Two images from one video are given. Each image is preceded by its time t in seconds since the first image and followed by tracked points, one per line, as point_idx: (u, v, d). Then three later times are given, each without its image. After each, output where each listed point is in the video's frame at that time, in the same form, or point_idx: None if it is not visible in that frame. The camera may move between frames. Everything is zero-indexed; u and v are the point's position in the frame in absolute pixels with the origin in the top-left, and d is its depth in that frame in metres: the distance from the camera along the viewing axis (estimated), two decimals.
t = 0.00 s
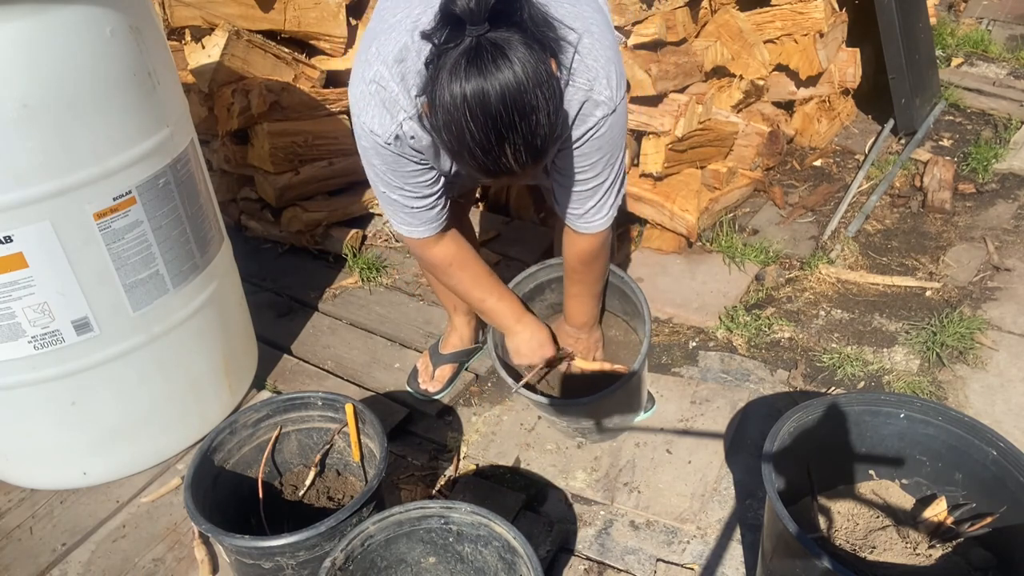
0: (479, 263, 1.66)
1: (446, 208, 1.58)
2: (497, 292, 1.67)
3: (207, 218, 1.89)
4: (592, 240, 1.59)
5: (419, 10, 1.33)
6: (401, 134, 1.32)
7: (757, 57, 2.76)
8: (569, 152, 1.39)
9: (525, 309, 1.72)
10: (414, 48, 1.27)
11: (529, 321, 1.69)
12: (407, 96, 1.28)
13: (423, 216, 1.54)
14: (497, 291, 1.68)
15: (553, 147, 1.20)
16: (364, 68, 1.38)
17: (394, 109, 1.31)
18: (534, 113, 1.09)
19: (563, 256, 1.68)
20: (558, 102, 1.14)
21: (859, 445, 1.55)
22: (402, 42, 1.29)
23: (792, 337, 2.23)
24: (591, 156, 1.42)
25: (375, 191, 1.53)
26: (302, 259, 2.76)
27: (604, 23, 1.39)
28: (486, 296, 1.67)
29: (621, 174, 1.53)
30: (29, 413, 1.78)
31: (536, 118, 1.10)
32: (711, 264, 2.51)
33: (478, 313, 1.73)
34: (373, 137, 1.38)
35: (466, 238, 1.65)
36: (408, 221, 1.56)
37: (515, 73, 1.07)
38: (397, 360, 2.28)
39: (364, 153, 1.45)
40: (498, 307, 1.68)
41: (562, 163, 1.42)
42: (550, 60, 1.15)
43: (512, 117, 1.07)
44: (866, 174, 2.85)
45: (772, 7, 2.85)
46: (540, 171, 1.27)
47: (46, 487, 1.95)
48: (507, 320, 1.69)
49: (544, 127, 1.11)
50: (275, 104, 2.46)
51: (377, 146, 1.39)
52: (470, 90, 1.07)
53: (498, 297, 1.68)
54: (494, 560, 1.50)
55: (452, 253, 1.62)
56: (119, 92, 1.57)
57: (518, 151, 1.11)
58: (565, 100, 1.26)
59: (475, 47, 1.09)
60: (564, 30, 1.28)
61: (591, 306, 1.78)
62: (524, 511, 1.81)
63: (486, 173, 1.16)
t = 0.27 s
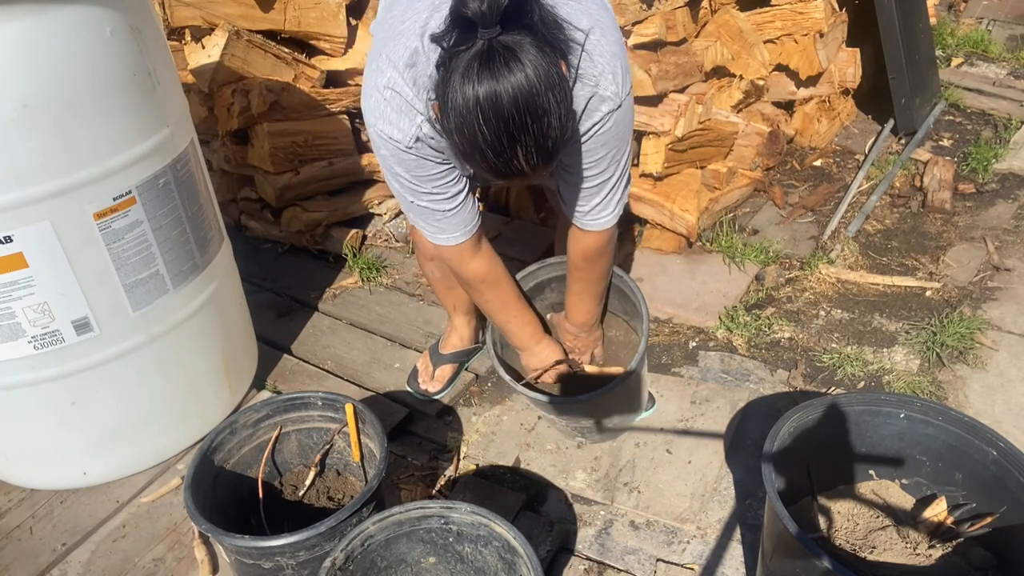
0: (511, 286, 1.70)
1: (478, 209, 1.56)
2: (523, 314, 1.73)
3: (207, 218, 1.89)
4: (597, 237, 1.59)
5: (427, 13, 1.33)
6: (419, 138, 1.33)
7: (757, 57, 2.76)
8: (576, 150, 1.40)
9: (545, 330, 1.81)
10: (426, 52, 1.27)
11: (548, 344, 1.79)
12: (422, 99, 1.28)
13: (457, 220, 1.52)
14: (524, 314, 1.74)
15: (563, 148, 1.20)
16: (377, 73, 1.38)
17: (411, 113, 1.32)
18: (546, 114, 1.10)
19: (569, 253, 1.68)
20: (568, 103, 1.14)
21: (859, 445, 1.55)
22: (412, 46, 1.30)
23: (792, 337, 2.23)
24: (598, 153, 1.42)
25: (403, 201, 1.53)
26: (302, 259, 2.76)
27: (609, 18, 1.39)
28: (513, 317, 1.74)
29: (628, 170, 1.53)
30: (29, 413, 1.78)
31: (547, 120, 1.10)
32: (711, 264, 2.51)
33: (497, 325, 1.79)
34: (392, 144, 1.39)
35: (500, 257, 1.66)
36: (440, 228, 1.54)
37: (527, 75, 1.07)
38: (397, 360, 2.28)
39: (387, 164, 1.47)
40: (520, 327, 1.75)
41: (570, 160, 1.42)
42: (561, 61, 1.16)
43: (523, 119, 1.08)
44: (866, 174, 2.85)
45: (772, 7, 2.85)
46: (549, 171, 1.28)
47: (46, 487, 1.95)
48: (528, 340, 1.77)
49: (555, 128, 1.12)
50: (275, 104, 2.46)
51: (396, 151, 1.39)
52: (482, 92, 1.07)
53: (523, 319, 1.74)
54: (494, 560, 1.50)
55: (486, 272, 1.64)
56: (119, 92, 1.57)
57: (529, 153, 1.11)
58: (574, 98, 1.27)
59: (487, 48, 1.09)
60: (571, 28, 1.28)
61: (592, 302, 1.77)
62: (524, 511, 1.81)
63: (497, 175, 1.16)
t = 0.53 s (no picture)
0: (519, 285, 1.70)
1: (488, 207, 1.56)
2: (529, 314, 1.74)
3: (207, 219, 1.89)
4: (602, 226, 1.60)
5: (432, 12, 1.32)
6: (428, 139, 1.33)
7: (757, 57, 2.76)
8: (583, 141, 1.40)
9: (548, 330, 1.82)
10: (433, 52, 1.27)
11: (551, 342, 1.81)
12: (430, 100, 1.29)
13: (468, 220, 1.52)
14: (530, 313, 1.75)
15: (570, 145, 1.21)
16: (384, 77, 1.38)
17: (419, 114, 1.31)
18: (554, 113, 1.10)
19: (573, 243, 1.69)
20: (576, 101, 1.15)
21: (859, 445, 1.55)
22: (419, 47, 1.30)
23: (792, 337, 2.23)
24: (604, 143, 1.42)
25: (413, 204, 1.53)
26: (302, 259, 2.76)
27: (614, 9, 1.39)
28: (519, 316, 1.74)
29: (633, 161, 1.53)
30: (29, 413, 1.78)
31: (555, 119, 1.11)
32: (711, 264, 2.51)
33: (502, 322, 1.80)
34: (402, 147, 1.39)
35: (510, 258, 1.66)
36: (451, 228, 1.54)
37: (535, 74, 1.07)
38: (397, 360, 2.28)
39: (397, 167, 1.46)
40: (525, 325, 1.76)
41: (576, 153, 1.42)
42: (568, 60, 1.16)
43: (532, 119, 1.08)
44: (866, 174, 2.85)
45: (772, 7, 2.85)
46: (557, 168, 1.28)
47: (46, 487, 1.95)
48: (532, 338, 1.78)
49: (563, 126, 1.12)
50: (275, 104, 2.46)
51: (406, 154, 1.39)
52: (490, 91, 1.07)
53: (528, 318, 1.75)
54: (494, 560, 1.50)
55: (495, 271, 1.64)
56: (119, 92, 1.57)
57: (537, 151, 1.12)
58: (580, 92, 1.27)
59: (494, 47, 1.09)
60: (577, 23, 1.28)
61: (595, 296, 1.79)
62: (524, 511, 1.81)
63: (506, 174, 1.17)
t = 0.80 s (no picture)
0: (524, 285, 1.71)
1: (497, 208, 1.56)
2: (532, 311, 1.76)
3: (207, 218, 1.89)
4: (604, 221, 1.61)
5: (435, 16, 1.32)
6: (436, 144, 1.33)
7: (757, 57, 2.76)
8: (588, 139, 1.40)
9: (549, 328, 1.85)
10: (437, 56, 1.27)
11: (552, 340, 1.83)
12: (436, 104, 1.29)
13: (477, 222, 1.52)
14: (534, 311, 1.77)
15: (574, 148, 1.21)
16: (389, 82, 1.38)
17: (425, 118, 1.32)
18: (558, 118, 1.10)
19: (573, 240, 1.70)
20: (579, 104, 1.15)
21: (859, 445, 1.55)
22: (423, 51, 1.30)
23: (792, 337, 2.23)
24: (606, 139, 1.42)
25: (423, 208, 1.53)
26: (302, 260, 2.77)
27: (615, 6, 1.38)
28: (523, 314, 1.76)
29: (636, 156, 1.53)
30: (29, 413, 1.79)
31: (559, 124, 1.11)
32: (711, 264, 2.51)
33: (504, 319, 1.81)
34: (410, 152, 1.40)
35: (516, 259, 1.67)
36: (460, 231, 1.54)
37: (538, 79, 1.08)
38: (397, 360, 2.28)
39: (405, 171, 1.46)
40: (527, 322, 1.78)
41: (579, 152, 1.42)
42: (571, 63, 1.16)
43: (535, 123, 1.08)
44: (866, 174, 2.85)
45: (772, 7, 2.85)
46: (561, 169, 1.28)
47: (46, 487, 1.95)
48: (533, 334, 1.80)
49: (567, 130, 1.12)
50: (275, 104, 2.46)
51: (415, 158, 1.40)
52: (494, 95, 1.07)
53: (531, 316, 1.77)
54: (494, 560, 1.50)
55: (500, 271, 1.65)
56: (119, 92, 1.57)
57: (541, 156, 1.12)
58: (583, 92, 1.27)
59: (498, 52, 1.09)
60: (579, 24, 1.28)
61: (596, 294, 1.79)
62: (524, 511, 1.81)
63: (510, 178, 1.17)
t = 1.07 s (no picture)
0: (525, 284, 1.72)
1: (499, 208, 1.56)
2: (532, 310, 1.77)
3: (207, 218, 1.89)
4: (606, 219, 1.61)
5: (439, 19, 1.32)
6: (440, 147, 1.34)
7: (757, 57, 2.76)
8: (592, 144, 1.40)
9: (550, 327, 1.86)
10: (442, 59, 1.27)
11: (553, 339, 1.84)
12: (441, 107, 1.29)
13: (480, 223, 1.52)
14: (535, 310, 1.77)
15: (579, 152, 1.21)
16: (393, 85, 1.38)
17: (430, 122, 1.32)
18: (565, 123, 1.10)
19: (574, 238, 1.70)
20: (586, 109, 1.15)
21: (859, 445, 1.55)
22: (429, 54, 1.30)
23: (792, 337, 2.23)
24: (609, 139, 1.42)
25: (426, 209, 1.53)
26: (302, 259, 2.77)
27: (619, 7, 1.38)
28: (524, 313, 1.77)
29: (638, 157, 1.54)
30: (29, 413, 1.78)
31: (565, 129, 1.11)
32: (711, 264, 2.51)
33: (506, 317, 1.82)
34: (414, 155, 1.40)
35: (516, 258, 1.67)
36: (462, 232, 1.54)
37: (546, 84, 1.08)
38: (397, 360, 2.28)
39: (408, 173, 1.46)
40: (527, 320, 1.78)
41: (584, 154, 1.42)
42: (578, 67, 1.16)
43: (542, 128, 1.08)
44: (866, 174, 2.85)
45: (772, 7, 2.85)
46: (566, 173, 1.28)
47: (46, 487, 1.95)
48: (533, 333, 1.81)
49: (574, 136, 1.12)
50: (275, 104, 2.46)
51: (419, 161, 1.40)
52: (501, 99, 1.07)
53: (531, 315, 1.78)
54: (494, 560, 1.50)
55: (500, 270, 1.65)
56: (119, 92, 1.57)
57: (547, 161, 1.12)
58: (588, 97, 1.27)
59: (505, 57, 1.09)
60: (584, 27, 1.28)
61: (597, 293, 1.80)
62: (524, 511, 1.81)
63: (515, 183, 1.17)
